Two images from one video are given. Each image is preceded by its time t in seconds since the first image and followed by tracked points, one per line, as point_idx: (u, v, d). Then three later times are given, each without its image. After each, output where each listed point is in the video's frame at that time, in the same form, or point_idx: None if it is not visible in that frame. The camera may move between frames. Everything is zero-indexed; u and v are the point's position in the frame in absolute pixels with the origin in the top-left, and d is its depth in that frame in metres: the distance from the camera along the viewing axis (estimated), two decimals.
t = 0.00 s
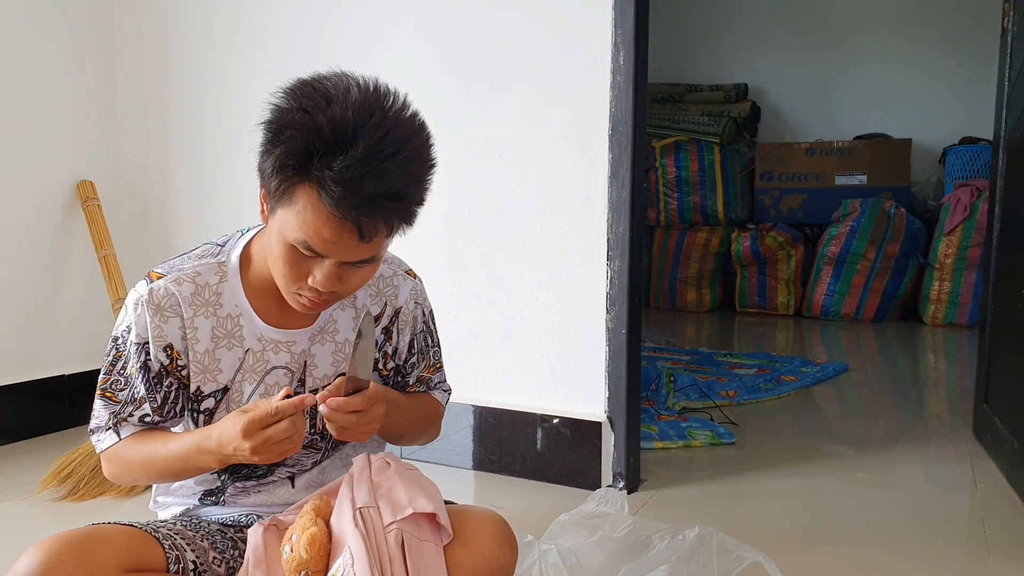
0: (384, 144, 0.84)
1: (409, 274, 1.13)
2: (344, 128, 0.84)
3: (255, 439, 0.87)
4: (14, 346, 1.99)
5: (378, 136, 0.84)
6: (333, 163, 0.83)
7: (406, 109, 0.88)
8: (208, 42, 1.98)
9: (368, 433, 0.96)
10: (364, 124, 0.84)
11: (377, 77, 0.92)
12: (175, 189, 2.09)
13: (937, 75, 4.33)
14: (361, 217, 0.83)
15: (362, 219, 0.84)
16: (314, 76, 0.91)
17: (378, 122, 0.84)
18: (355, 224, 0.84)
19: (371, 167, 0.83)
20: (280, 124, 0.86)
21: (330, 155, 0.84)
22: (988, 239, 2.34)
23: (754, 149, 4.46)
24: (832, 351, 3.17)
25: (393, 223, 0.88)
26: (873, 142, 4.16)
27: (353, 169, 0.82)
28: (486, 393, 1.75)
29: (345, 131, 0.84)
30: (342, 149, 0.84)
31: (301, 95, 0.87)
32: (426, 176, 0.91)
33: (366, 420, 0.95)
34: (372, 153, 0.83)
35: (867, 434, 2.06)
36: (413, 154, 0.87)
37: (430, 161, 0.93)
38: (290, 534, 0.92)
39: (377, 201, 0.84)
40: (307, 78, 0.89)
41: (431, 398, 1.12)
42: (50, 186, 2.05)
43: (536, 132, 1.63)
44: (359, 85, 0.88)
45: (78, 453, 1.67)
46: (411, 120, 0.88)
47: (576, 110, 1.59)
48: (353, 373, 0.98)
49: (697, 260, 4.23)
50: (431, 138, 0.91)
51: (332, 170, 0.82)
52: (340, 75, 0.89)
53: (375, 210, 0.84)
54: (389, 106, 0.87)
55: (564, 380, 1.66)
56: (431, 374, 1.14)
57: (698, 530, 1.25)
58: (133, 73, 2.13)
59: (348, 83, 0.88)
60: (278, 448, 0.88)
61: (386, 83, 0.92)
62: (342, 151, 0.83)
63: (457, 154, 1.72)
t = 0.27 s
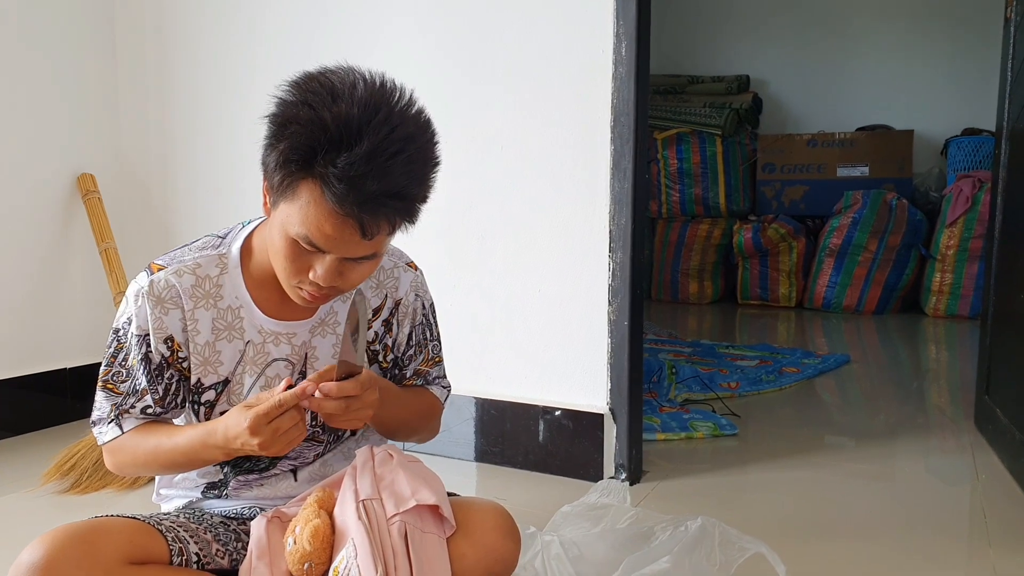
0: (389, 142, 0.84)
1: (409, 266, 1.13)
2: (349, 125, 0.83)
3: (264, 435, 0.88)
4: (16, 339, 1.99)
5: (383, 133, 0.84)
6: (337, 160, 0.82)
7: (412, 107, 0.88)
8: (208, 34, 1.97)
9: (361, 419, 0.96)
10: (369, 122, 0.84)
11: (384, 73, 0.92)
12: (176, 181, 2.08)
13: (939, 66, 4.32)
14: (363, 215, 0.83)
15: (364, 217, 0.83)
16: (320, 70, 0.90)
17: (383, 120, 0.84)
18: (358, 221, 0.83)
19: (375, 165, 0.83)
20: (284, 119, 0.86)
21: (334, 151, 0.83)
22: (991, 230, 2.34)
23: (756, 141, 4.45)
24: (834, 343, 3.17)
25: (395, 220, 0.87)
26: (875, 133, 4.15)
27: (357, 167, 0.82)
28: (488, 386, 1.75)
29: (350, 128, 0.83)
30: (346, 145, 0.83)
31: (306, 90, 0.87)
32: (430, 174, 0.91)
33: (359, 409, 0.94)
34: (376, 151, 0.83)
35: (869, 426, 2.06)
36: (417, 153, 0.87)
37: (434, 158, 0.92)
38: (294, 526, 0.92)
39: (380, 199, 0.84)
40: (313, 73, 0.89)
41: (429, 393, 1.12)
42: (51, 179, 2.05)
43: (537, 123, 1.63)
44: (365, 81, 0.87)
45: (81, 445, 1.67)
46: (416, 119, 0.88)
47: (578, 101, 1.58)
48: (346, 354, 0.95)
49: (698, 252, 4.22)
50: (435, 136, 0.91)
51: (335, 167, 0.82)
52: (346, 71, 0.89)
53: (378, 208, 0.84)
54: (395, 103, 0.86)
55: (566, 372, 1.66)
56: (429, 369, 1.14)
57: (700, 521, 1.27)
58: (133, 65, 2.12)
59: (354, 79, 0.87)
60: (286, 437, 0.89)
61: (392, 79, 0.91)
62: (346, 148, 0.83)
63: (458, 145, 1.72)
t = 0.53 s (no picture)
0: (388, 135, 0.84)
1: (412, 259, 1.13)
2: (348, 118, 0.83)
3: (266, 425, 0.88)
4: (20, 334, 1.99)
5: (382, 126, 0.83)
6: (336, 153, 0.82)
7: (411, 99, 0.88)
8: (210, 28, 1.97)
9: (366, 418, 0.96)
10: (368, 115, 0.83)
11: (383, 66, 0.91)
12: (178, 176, 2.08)
13: (942, 56, 4.30)
14: (364, 209, 0.83)
15: (365, 210, 0.83)
16: (318, 63, 0.90)
17: (382, 113, 0.84)
18: (358, 215, 0.83)
19: (374, 158, 0.83)
20: (283, 113, 0.86)
21: (334, 145, 0.83)
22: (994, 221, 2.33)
23: (758, 132, 4.44)
24: (836, 335, 3.17)
25: (396, 214, 0.87)
26: (878, 124, 4.14)
27: (357, 160, 0.82)
28: (491, 379, 1.76)
29: (349, 121, 0.83)
30: (346, 139, 0.83)
31: (305, 84, 0.87)
32: (430, 166, 0.91)
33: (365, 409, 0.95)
34: (376, 144, 0.83)
35: (872, 418, 2.06)
36: (417, 145, 0.87)
37: (435, 151, 0.92)
38: (298, 518, 0.93)
39: (380, 192, 0.84)
40: (311, 66, 0.89)
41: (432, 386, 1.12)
42: (54, 173, 2.05)
43: (539, 116, 1.63)
44: (364, 74, 0.87)
45: (85, 439, 1.68)
46: (416, 111, 0.88)
47: (580, 93, 1.58)
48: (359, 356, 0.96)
49: (701, 244, 4.22)
50: (435, 128, 0.91)
51: (335, 161, 0.82)
52: (344, 64, 0.89)
53: (378, 201, 0.84)
54: (394, 95, 0.86)
55: (569, 364, 1.66)
56: (432, 362, 1.14)
57: (704, 513, 1.26)
58: (134, 60, 2.12)
59: (352, 71, 0.87)
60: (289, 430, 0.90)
61: (391, 71, 0.91)
62: (345, 142, 0.83)
63: (461, 139, 1.72)
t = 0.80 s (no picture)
0: (383, 126, 0.83)
1: (414, 253, 1.13)
2: (342, 110, 0.83)
3: (263, 420, 0.88)
4: (22, 328, 1.99)
5: (377, 118, 0.83)
6: (332, 146, 0.82)
7: (406, 89, 0.87)
8: (211, 22, 1.96)
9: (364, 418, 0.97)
10: (363, 106, 0.83)
11: (377, 56, 0.91)
12: (180, 170, 2.08)
13: (945, 52, 4.29)
14: (360, 200, 0.83)
15: (361, 202, 0.83)
16: (312, 55, 0.90)
17: (377, 104, 0.84)
18: (355, 207, 0.83)
19: (370, 150, 0.83)
20: (278, 106, 0.86)
21: (329, 137, 0.83)
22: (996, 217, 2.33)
23: (760, 128, 4.43)
24: (838, 330, 3.17)
25: (393, 205, 0.87)
26: (880, 120, 4.13)
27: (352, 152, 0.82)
28: (493, 374, 1.76)
29: (344, 113, 0.83)
30: (341, 131, 0.83)
31: (298, 76, 0.86)
32: (427, 156, 0.90)
33: (363, 410, 0.95)
34: (371, 136, 0.83)
35: (873, 413, 2.06)
36: (413, 136, 0.86)
37: (431, 140, 0.92)
38: (301, 513, 0.93)
39: (376, 184, 0.83)
40: (304, 58, 0.88)
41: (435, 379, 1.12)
42: (56, 168, 2.05)
43: (542, 111, 1.62)
44: (358, 65, 0.87)
45: (88, 433, 1.68)
46: (411, 101, 0.87)
47: (583, 87, 1.58)
48: (364, 357, 0.94)
49: (703, 239, 4.21)
50: (431, 118, 0.91)
51: (330, 153, 0.82)
52: (338, 55, 0.88)
53: (375, 193, 0.84)
54: (388, 86, 0.86)
55: (571, 360, 1.66)
56: (435, 355, 1.14)
57: (706, 507, 1.27)
58: (135, 54, 2.11)
59: (346, 63, 0.87)
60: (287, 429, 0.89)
61: (385, 62, 0.90)
62: (340, 134, 0.83)
63: (463, 133, 1.71)
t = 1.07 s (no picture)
0: (378, 123, 0.83)
1: (416, 250, 1.13)
2: (336, 109, 0.83)
3: (257, 427, 0.88)
4: (27, 327, 2.00)
5: (370, 115, 0.83)
6: (326, 145, 0.82)
7: (401, 85, 0.87)
8: (216, 21, 1.96)
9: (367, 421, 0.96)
10: (357, 104, 0.83)
11: (372, 52, 0.90)
12: (184, 169, 2.08)
13: (949, 49, 4.28)
14: (356, 199, 0.83)
15: (357, 200, 0.83)
16: (307, 54, 0.90)
17: (371, 101, 0.83)
18: (350, 206, 0.83)
19: (364, 148, 0.82)
20: (272, 106, 0.86)
21: (324, 136, 0.83)
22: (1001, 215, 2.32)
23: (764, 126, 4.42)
24: (842, 329, 3.17)
25: (391, 202, 0.87)
26: (884, 118, 4.12)
27: (346, 151, 0.81)
28: (497, 372, 1.76)
29: (338, 112, 0.83)
30: (335, 130, 0.83)
31: (292, 76, 0.86)
32: (424, 152, 0.90)
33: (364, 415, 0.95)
34: (365, 134, 0.82)
35: (878, 412, 2.06)
36: (409, 132, 0.86)
37: (428, 136, 0.91)
38: (306, 510, 0.93)
39: (371, 181, 0.83)
40: (299, 57, 0.88)
41: (439, 376, 1.12)
42: (60, 166, 2.05)
43: (546, 109, 1.62)
44: (351, 63, 0.86)
45: (93, 432, 1.68)
46: (406, 97, 0.87)
47: (587, 85, 1.57)
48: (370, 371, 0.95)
49: (706, 238, 4.21)
50: (427, 113, 0.90)
51: (324, 152, 0.82)
52: (332, 53, 0.88)
53: (371, 190, 0.83)
54: (382, 83, 0.85)
55: (575, 358, 1.66)
56: (439, 352, 1.14)
57: (710, 507, 1.27)
58: (139, 53, 2.12)
59: (339, 61, 0.86)
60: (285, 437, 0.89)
61: (380, 58, 0.90)
62: (334, 133, 0.83)
63: (467, 131, 1.71)
